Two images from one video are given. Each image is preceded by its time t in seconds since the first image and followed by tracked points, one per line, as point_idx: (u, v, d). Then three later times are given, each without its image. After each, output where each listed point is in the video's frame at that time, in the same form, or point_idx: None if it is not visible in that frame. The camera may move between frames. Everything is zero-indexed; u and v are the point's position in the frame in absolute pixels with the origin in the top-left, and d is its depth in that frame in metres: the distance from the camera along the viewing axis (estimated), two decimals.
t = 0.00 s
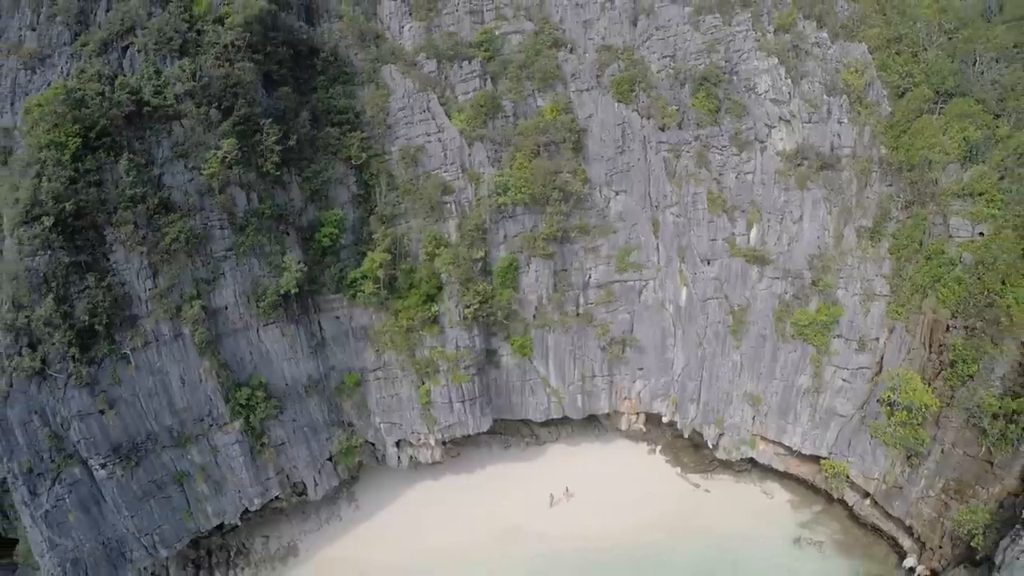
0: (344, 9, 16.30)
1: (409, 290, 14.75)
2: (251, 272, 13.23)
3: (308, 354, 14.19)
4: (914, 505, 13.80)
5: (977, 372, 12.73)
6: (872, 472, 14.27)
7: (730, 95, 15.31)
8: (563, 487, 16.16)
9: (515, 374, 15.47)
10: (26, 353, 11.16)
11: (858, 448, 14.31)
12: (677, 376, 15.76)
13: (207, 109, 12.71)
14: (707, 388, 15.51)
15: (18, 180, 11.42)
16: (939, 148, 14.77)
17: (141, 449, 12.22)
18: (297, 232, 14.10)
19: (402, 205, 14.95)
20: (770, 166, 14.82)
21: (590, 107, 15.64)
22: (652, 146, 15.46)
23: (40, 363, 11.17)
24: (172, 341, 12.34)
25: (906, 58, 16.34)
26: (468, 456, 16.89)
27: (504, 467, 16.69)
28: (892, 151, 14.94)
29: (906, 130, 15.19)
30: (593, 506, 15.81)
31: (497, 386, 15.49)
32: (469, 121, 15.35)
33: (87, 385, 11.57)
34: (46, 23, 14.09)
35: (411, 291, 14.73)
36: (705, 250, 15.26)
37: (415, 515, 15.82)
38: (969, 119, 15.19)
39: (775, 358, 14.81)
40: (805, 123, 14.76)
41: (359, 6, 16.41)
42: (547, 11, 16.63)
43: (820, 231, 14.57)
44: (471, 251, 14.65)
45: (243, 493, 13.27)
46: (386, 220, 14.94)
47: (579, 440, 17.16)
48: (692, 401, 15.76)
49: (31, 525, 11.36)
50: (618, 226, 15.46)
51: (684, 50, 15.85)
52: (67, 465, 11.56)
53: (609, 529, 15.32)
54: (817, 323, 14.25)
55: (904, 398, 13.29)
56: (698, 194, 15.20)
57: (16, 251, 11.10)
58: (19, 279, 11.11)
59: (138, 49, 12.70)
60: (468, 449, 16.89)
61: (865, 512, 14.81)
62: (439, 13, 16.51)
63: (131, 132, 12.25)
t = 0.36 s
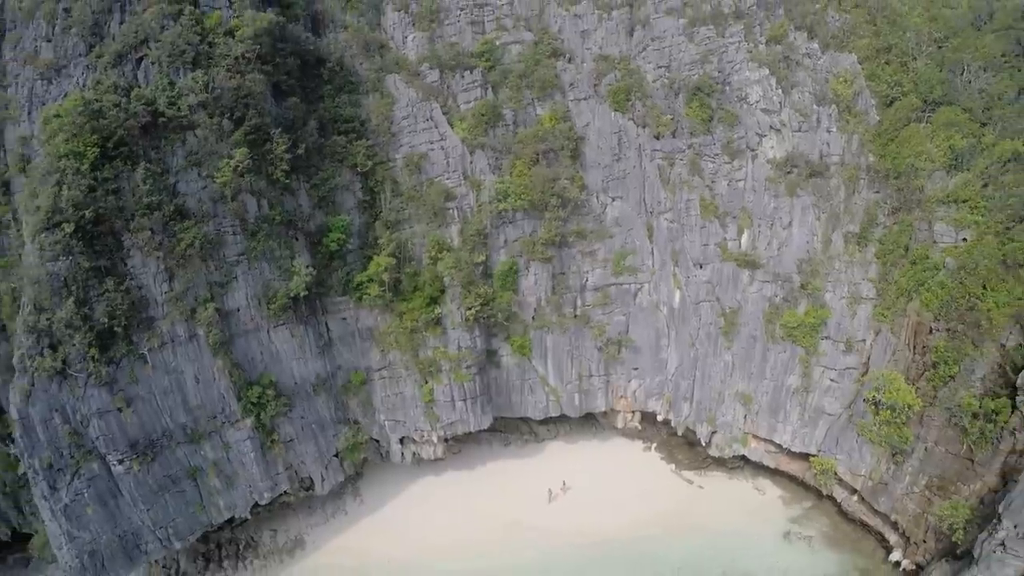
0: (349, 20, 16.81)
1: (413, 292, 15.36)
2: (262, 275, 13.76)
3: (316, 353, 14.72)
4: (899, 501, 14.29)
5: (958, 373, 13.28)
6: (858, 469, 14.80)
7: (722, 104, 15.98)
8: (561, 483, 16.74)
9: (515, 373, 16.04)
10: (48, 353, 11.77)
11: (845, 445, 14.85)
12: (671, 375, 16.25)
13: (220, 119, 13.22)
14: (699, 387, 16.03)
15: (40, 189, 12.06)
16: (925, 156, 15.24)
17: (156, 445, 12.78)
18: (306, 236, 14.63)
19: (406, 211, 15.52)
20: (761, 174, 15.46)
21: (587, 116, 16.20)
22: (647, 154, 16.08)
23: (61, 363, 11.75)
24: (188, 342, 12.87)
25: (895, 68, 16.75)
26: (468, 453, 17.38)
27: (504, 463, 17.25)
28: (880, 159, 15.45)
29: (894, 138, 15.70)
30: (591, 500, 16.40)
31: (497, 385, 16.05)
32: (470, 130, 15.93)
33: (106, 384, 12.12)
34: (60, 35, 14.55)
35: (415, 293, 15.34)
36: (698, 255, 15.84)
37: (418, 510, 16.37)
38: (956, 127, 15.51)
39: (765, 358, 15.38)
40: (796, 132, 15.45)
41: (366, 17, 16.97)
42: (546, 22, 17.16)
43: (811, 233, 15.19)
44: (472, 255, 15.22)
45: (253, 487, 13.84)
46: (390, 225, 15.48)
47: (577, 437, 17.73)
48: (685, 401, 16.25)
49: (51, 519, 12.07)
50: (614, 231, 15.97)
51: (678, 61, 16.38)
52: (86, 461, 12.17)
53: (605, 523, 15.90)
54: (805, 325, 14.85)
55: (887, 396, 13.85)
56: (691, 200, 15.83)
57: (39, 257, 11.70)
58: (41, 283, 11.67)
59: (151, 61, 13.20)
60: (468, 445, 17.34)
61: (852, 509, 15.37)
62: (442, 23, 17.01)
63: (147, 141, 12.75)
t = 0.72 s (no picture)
0: (357, 33, 17.58)
1: (419, 294, 16.05)
2: (276, 278, 14.47)
3: (327, 352, 15.46)
4: (881, 493, 14.93)
5: (935, 372, 13.86)
6: (842, 463, 15.55)
7: (713, 114, 16.66)
8: (559, 475, 17.53)
9: (515, 371, 16.81)
10: (75, 352, 12.54)
11: (831, 441, 15.57)
12: (664, 373, 17.06)
13: (236, 130, 13.96)
14: (691, 385, 16.80)
15: (67, 197, 12.84)
16: (909, 164, 15.89)
17: (176, 438, 13.51)
18: (316, 240, 15.33)
19: (412, 216, 16.21)
20: (750, 181, 16.21)
21: (585, 124, 16.97)
22: (641, 162, 16.77)
23: (87, 361, 12.50)
24: (206, 341, 13.57)
25: (882, 78, 17.26)
26: (470, 448, 18.18)
27: (504, 457, 18.03)
28: (865, 167, 16.07)
29: (879, 147, 16.32)
30: (587, 492, 17.18)
31: (498, 382, 16.82)
32: (473, 139, 16.68)
33: (129, 381, 12.87)
34: (81, 47, 15.36)
35: (420, 295, 16.03)
36: (689, 258, 16.62)
37: (422, 502, 17.13)
38: (939, 137, 16.18)
39: (754, 357, 16.11)
40: (784, 141, 16.19)
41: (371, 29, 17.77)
42: (546, 34, 18.06)
43: (798, 238, 15.94)
44: (475, 259, 15.96)
45: (267, 479, 14.58)
46: (397, 229, 16.19)
47: (575, 432, 18.57)
48: (678, 397, 17.07)
49: (76, 509, 13.08)
50: (610, 236, 16.76)
51: (672, 73, 17.13)
52: (109, 453, 12.98)
53: (602, 514, 16.68)
54: (792, 325, 15.58)
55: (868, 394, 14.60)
56: (684, 207, 16.57)
57: (67, 261, 12.44)
58: (69, 285, 12.46)
59: (170, 74, 13.90)
60: (470, 441, 18.15)
61: (838, 501, 16.14)
62: (446, 35, 17.73)
63: (167, 151, 13.44)
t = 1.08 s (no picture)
0: (365, 44, 18.47)
1: (425, 294, 16.91)
2: (291, 279, 15.28)
3: (338, 348, 16.29)
4: (864, 485, 15.69)
5: (912, 369, 14.62)
6: (827, 456, 16.35)
7: (705, 123, 17.50)
8: (557, 466, 18.39)
9: (516, 367, 17.70)
10: (102, 349, 13.32)
11: (816, 434, 16.39)
12: (658, 369, 17.92)
13: (253, 139, 14.75)
14: (684, 381, 17.63)
15: (94, 203, 13.60)
16: (892, 172, 16.69)
17: (197, 430, 14.33)
18: (328, 243, 16.14)
19: (419, 220, 17.08)
20: (740, 188, 17.08)
21: (583, 133, 17.85)
22: (637, 169, 17.77)
23: (114, 357, 13.32)
24: (226, 339, 14.39)
25: (869, 88, 18.02)
26: (473, 441, 19.03)
27: (505, 450, 18.93)
28: (851, 174, 16.86)
29: (864, 155, 17.11)
30: (585, 482, 18.07)
31: (500, 377, 17.73)
32: (476, 147, 17.64)
33: (154, 376, 13.69)
34: (103, 59, 16.11)
35: (427, 295, 16.89)
36: (682, 261, 17.46)
37: (427, 491, 18.05)
38: (922, 145, 16.90)
39: (743, 355, 16.96)
40: (773, 149, 16.99)
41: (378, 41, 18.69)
42: (545, 45, 18.91)
43: (785, 242, 16.74)
44: (479, 261, 16.86)
45: (282, 469, 15.42)
46: (404, 233, 17.04)
47: (574, 426, 19.45)
48: (671, 393, 17.89)
49: (102, 497, 13.86)
50: (606, 240, 17.72)
51: (666, 83, 17.99)
52: (134, 444, 13.79)
53: (598, 503, 17.59)
54: (779, 324, 16.45)
55: (851, 391, 15.48)
56: (676, 212, 17.41)
57: (96, 263, 13.24)
58: (97, 286, 13.26)
59: (190, 86, 14.65)
60: (473, 434, 19.02)
61: (824, 493, 16.97)
62: (451, 47, 18.69)
63: (188, 159, 14.24)
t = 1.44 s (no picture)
0: (375, 55, 19.68)
1: (434, 293, 18.05)
2: (308, 279, 16.34)
3: (352, 344, 17.41)
4: (847, 475, 16.56)
5: (890, 365, 15.49)
6: (811, 448, 17.33)
7: (698, 133, 18.54)
8: (557, 458, 19.75)
9: (519, 362, 18.87)
10: (133, 344, 14.26)
11: (801, 427, 17.39)
12: (653, 365, 19.04)
13: (273, 149, 15.76)
14: (678, 376, 18.76)
15: (125, 208, 14.49)
16: (876, 179, 17.34)
17: (221, 420, 15.31)
18: (342, 246, 17.22)
19: (427, 224, 18.23)
20: (730, 194, 18.20)
21: (582, 141, 19.10)
22: (634, 176, 18.90)
23: (145, 351, 14.26)
24: (248, 335, 15.39)
25: (856, 99, 18.81)
26: (477, 433, 20.61)
27: (508, 441, 20.44)
28: (836, 181, 17.82)
29: (849, 163, 17.98)
30: (583, 472, 19.38)
31: (504, 372, 18.83)
32: (482, 154, 18.69)
33: (181, 369, 14.64)
34: (129, 71, 17.04)
35: (435, 294, 18.03)
36: (675, 263, 18.58)
37: (436, 480, 19.37)
38: (905, 154, 17.49)
39: (733, 352, 18.04)
40: (762, 157, 18.07)
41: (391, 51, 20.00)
42: (546, 57, 20.20)
43: (773, 245, 17.76)
44: (483, 262, 18.04)
45: (298, 458, 16.40)
46: (414, 236, 18.17)
47: (574, 419, 21.10)
48: (666, 387, 19.04)
49: (131, 483, 14.79)
50: (605, 242, 18.94)
51: (662, 94, 19.04)
52: (162, 433, 14.70)
53: (596, 491, 18.84)
54: (767, 322, 17.54)
55: (834, 386, 16.43)
56: (670, 219, 18.59)
57: (127, 264, 14.17)
58: (129, 285, 14.21)
59: (212, 98, 15.54)
60: (478, 427, 20.63)
61: (810, 483, 17.97)
62: (458, 58, 19.88)
63: (213, 167, 15.23)
